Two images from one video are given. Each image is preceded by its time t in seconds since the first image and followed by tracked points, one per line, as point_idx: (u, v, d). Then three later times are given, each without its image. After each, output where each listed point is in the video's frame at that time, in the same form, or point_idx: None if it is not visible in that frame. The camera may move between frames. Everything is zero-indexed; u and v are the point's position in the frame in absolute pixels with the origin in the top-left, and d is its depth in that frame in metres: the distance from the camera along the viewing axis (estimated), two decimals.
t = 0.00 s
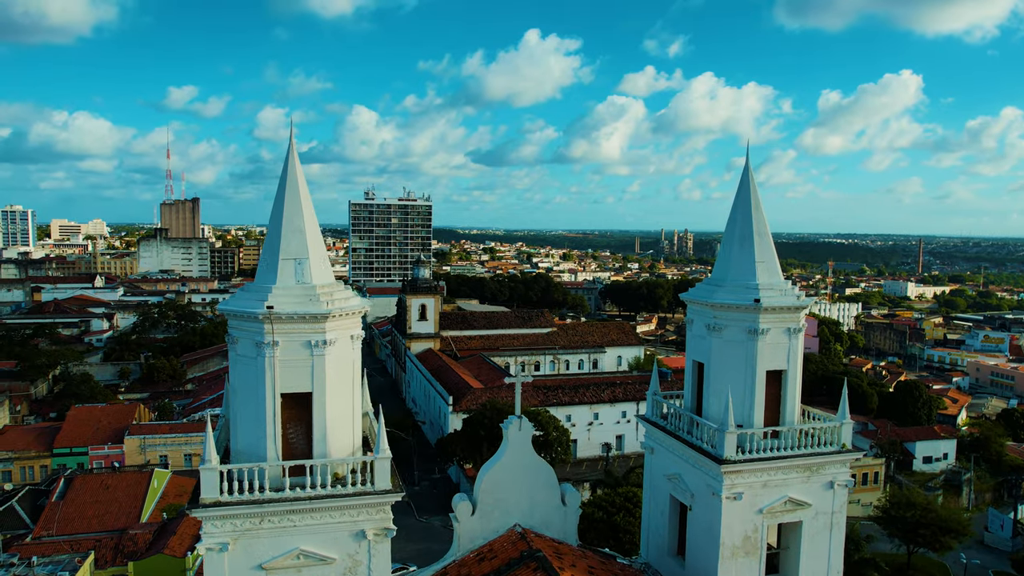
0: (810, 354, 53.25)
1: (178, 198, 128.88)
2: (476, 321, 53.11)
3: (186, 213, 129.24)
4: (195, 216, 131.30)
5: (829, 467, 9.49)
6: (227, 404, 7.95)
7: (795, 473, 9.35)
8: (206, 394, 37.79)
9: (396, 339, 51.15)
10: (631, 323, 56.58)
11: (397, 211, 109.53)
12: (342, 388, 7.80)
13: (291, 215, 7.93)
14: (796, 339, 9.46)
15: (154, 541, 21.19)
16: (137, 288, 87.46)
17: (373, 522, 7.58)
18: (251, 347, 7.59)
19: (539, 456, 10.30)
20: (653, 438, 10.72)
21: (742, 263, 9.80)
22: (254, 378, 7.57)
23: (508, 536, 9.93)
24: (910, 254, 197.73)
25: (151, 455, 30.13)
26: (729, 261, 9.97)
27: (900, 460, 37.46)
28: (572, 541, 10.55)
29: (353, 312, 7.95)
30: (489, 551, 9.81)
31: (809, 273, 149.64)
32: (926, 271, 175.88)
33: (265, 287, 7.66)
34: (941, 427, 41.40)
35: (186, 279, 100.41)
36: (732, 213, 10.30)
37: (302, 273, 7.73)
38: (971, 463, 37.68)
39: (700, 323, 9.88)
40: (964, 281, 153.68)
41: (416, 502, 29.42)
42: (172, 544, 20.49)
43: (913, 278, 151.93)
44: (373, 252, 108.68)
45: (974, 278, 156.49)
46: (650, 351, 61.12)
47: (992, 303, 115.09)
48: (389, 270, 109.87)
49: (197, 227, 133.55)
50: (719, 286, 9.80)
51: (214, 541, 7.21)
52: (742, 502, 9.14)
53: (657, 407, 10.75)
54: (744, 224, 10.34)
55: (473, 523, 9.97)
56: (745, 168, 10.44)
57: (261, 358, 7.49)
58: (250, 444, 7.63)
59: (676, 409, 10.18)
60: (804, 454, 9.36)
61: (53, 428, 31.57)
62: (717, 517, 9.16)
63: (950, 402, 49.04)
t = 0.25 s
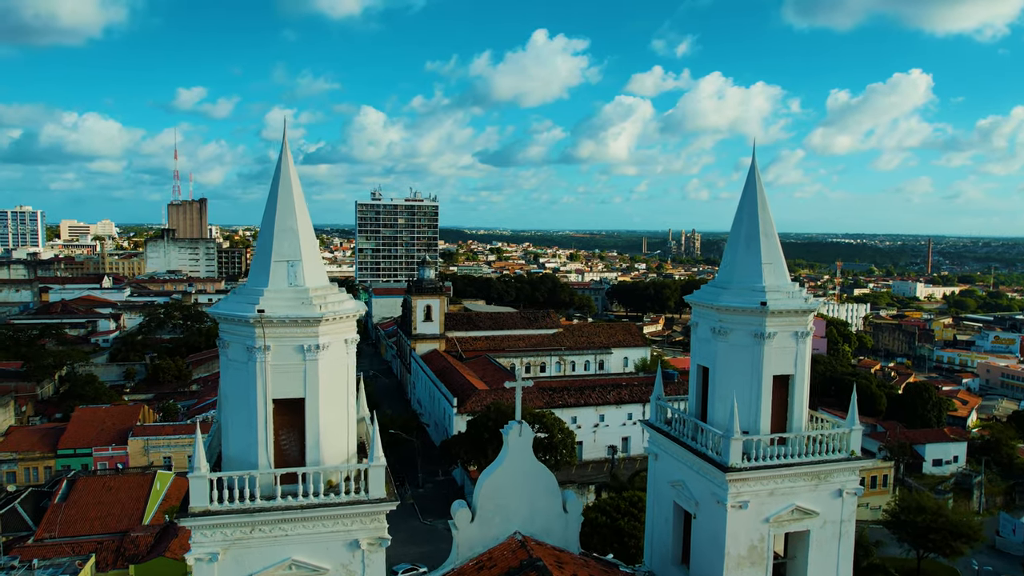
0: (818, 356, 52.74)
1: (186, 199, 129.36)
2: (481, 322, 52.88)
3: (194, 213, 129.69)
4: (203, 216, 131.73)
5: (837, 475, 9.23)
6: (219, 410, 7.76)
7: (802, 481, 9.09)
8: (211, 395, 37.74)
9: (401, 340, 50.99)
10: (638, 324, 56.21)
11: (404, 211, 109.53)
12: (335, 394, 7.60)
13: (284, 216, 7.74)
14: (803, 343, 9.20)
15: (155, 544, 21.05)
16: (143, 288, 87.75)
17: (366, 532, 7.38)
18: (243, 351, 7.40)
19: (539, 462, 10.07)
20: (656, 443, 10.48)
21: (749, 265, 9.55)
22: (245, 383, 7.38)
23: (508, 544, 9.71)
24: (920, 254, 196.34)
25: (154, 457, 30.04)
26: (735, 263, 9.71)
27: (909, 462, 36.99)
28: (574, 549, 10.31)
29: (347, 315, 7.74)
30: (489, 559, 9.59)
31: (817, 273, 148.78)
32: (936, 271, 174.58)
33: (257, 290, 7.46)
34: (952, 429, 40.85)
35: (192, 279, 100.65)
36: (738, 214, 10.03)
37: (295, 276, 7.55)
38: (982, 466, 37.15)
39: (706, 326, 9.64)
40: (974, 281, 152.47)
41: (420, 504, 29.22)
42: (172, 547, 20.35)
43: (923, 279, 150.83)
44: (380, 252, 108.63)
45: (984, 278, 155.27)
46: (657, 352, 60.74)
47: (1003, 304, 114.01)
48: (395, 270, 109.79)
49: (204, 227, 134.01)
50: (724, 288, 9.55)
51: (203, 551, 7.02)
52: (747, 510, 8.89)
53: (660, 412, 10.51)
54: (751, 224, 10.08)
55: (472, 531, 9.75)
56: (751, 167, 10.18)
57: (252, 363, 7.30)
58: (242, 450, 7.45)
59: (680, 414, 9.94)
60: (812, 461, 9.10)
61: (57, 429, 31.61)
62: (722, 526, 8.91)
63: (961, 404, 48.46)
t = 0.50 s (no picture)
0: (825, 356, 52.32)
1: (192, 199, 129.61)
2: (486, 323, 52.67)
3: (200, 214, 129.94)
4: (209, 217, 131.94)
5: (845, 482, 8.99)
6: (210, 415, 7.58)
7: (808, 488, 8.86)
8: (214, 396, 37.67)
9: (406, 341, 50.80)
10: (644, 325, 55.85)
11: (410, 212, 109.49)
12: (329, 399, 7.42)
13: (277, 216, 7.56)
14: (810, 347, 8.97)
15: (156, 548, 20.93)
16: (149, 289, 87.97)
17: (360, 541, 7.20)
18: (234, 355, 7.23)
19: (539, 467, 9.88)
20: (659, 449, 10.27)
21: (754, 267, 9.33)
22: (237, 388, 7.21)
23: (507, 551, 9.51)
24: (928, 254, 195.25)
25: (157, 458, 29.93)
26: (740, 264, 9.49)
27: (918, 465, 36.58)
28: (575, 557, 10.10)
29: (341, 319, 7.56)
30: (487, 566, 9.40)
31: (824, 273, 148.03)
32: (944, 271, 173.59)
33: (249, 293, 7.29)
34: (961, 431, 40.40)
35: (198, 279, 100.80)
36: (743, 213, 9.80)
37: (288, 278, 7.38)
38: (992, 469, 36.71)
39: (710, 329, 9.42)
40: (982, 282, 151.59)
41: (424, 507, 29.02)
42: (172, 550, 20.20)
43: (931, 279, 149.95)
44: (385, 253, 108.58)
45: (993, 278, 154.34)
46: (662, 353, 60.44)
47: (1012, 305, 113.14)
48: (401, 270, 109.71)
49: (211, 228, 134.26)
50: (729, 290, 9.32)
51: (193, 560, 6.86)
52: (752, 519, 8.67)
53: (664, 417, 10.29)
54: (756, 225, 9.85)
55: (471, 538, 9.55)
56: (756, 166, 9.96)
57: (243, 368, 7.13)
58: (233, 456, 7.28)
59: (683, 419, 9.72)
60: (819, 468, 8.87)
61: (62, 430, 31.62)
62: (726, 534, 8.69)
63: (970, 405, 47.99)
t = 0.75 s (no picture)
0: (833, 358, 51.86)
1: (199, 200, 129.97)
2: (492, 323, 52.43)
3: (207, 215, 130.27)
4: (216, 217, 132.22)
5: (853, 492, 8.72)
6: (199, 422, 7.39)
7: (815, 498, 8.58)
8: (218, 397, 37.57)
9: (411, 342, 50.61)
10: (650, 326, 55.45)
11: (416, 212, 109.43)
12: (321, 407, 7.21)
13: (267, 218, 7.35)
14: (817, 352, 8.69)
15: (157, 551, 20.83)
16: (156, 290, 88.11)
17: (352, 552, 6.98)
18: (222, 361, 7.04)
19: (539, 475, 9.64)
20: (662, 456, 10.02)
21: (760, 270, 9.06)
22: (225, 395, 7.01)
23: (506, 561, 9.28)
24: (937, 254, 193.92)
25: (161, 460, 29.83)
26: (746, 266, 9.23)
27: (928, 468, 36.11)
28: (575, 566, 9.85)
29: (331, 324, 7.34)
30: None
31: (832, 274, 147.24)
32: (954, 272, 172.34)
33: (238, 297, 7.09)
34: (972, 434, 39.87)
35: (205, 280, 100.99)
36: (748, 214, 9.54)
37: (278, 281, 7.17)
38: (1003, 473, 36.21)
39: (714, 334, 9.16)
40: (992, 282, 150.54)
41: (427, 509, 28.80)
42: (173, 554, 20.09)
43: (941, 280, 148.83)
44: (392, 254, 108.54)
45: (1003, 279, 153.12)
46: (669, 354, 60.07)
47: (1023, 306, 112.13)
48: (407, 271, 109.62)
49: (218, 228, 134.57)
50: (734, 293, 9.07)
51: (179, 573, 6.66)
52: (757, 529, 8.40)
53: (667, 423, 10.04)
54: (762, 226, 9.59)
55: (468, 547, 9.32)
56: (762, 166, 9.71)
57: (231, 374, 6.93)
58: (222, 464, 7.08)
59: (687, 426, 9.46)
60: (826, 476, 8.59)
61: (66, 431, 31.60)
62: (730, 544, 8.43)
63: (980, 407, 47.45)
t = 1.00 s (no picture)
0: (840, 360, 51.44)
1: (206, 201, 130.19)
2: (496, 324, 52.21)
3: (214, 215, 130.47)
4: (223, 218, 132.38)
5: (861, 500, 8.47)
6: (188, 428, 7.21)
7: (822, 506, 8.34)
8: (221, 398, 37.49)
9: (415, 343, 50.46)
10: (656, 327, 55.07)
11: (422, 213, 109.33)
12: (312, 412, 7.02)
13: (257, 218, 7.16)
14: (824, 356, 8.45)
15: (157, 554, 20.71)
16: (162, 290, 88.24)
17: (343, 562, 6.79)
18: (211, 366, 6.86)
19: (538, 481, 9.43)
20: (665, 462, 9.79)
21: (766, 271, 8.82)
22: (213, 400, 6.82)
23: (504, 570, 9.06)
24: (946, 255, 192.66)
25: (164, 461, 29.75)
26: (751, 268, 9.00)
27: (937, 472, 35.67)
28: None
29: (323, 327, 7.15)
30: None
31: (840, 275, 146.40)
32: (962, 273, 171.22)
33: (227, 300, 6.91)
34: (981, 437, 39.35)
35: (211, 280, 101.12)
36: (753, 215, 9.31)
37: (268, 284, 6.99)
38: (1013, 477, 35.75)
39: (718, 338, 8.94)
40: (1002, 283, 149.52)
41: (430, 512, 28.61)
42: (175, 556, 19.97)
43: (949, 281, 147.80)
44: (397, 254, 108.47)
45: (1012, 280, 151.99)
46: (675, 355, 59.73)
47: None
48: (412, 272, 109.52)
49: (224, 229, 134.77)
50: (738, 297, 8.84)
51: None
52: (762, 539, 8.16)
53: (670, 429, 9.81)
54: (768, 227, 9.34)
55: (465, 556, 9.12)
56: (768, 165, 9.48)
57: (220, 379, 6.76)
58: (210, 472, 6.90)
59: (690, 432, 9.24)
60: (833, 485, 8.35)
61: (69, 431, 31.56)
62: (734, 553, 8.20)
63: (990, 409, 46.91)
